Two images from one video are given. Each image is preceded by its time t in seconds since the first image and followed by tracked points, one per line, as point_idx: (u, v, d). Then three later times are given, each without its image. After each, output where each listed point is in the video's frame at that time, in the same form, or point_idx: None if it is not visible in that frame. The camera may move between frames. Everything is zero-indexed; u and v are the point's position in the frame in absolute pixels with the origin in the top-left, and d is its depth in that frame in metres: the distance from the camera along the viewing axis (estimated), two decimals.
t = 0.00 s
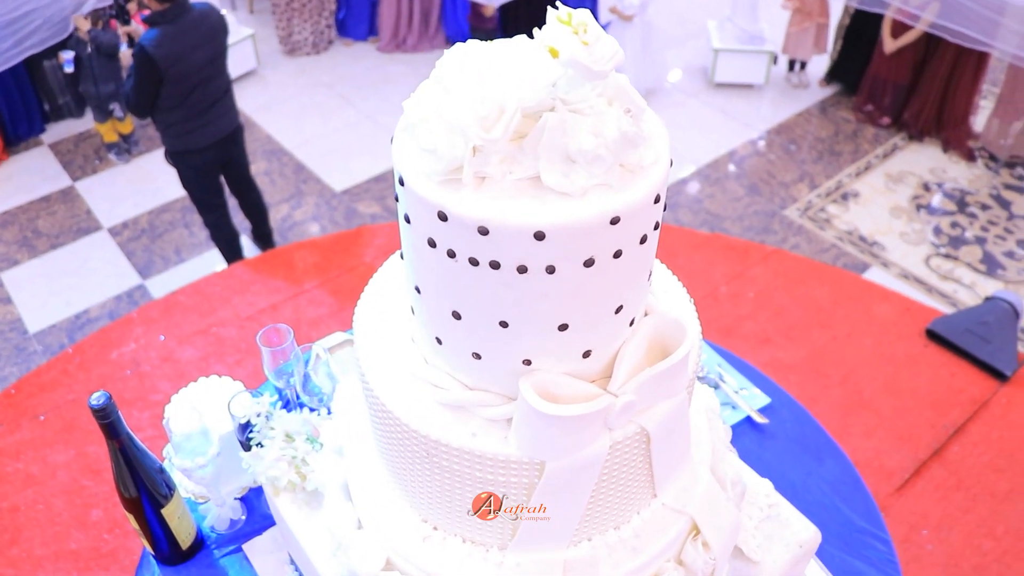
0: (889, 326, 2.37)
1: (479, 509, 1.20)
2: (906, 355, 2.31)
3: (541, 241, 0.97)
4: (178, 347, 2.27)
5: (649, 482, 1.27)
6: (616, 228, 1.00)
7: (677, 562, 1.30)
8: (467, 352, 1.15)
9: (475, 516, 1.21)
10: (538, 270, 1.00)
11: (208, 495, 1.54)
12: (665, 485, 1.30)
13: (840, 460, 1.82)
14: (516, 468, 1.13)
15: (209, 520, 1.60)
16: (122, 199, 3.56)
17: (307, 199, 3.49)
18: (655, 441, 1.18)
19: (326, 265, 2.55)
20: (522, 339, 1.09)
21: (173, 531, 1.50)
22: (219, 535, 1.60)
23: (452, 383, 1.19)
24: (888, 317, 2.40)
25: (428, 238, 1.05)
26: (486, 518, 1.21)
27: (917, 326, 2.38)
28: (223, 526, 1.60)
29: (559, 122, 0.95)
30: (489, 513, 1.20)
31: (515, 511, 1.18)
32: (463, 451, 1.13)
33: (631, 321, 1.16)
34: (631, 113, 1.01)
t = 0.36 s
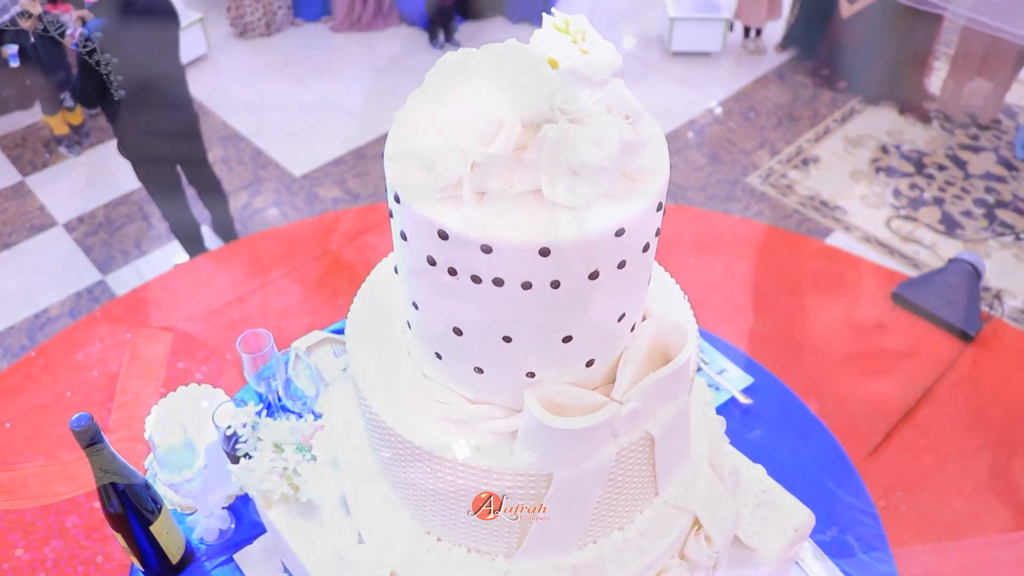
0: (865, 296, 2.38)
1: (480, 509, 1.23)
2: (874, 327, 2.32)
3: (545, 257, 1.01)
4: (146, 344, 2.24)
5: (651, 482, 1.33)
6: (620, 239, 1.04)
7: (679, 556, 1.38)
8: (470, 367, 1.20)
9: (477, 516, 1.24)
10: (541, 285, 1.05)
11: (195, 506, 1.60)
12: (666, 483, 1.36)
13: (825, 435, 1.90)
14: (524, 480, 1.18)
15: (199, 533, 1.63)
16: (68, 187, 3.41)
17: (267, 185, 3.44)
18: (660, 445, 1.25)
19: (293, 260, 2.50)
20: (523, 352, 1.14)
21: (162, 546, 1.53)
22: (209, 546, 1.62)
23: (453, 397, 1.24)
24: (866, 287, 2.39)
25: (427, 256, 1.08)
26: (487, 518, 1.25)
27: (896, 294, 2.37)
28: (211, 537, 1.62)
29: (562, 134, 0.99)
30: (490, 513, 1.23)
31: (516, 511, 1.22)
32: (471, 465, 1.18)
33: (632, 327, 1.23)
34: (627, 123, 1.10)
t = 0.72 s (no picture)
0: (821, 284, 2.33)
1: (480, 509, 1.29)
2: (821, 326, 2.26)
3: (560, 278, 1.07)
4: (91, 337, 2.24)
5: (657, 483, 1.44)
6: (633, 256, 1.11)
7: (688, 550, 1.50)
8: (479, 385, 1.26)
9: (477, 515, 1.29)
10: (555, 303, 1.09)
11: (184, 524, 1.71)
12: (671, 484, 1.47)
13: (800, 419, 2.09)
14: (540, 493, 1.25)
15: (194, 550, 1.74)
16: (10, 187, 3.23)
17: (221, 176, 3.24)
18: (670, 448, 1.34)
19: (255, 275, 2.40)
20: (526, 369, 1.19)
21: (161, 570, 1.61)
22: (205, 561, 1.74)
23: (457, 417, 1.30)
24: (819, 284, 2.33)
25: (435, 281, 1.14)
26: (487, 517, 1.30)
27: (849, 294, 2.30)
28: (206, 552, 1.74)
29: (574, 151, 1.08)
30: (490, 512, 1.29)
31: (515, 510, 1.28)
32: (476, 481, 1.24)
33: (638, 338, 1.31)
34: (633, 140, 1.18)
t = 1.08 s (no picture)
0: (764, 271, 1.79)
1: (480, 509, 1.45)
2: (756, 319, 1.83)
3: (569, 266, 1.23)
4: (11, 331, 1.65)
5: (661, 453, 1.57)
6: (639, 239, 1.27)
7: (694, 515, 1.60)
8: (485, 375, 1.36)
9: (478, 515, 1.46)
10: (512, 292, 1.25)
11: (173, 529, 1.54)
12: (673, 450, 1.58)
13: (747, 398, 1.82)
14: (553, 482, 1.40)
15: (182, 554, 1.53)
16: None
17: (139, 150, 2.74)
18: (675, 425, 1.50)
19: (225, 282, 1.70)
20: (486, 359, 1.33)
21: None
22: (198, 565, 1.54)
23: (410, 409, 1.43)
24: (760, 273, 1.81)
25: (441, 277, 1.26)
26: (487, 516, 1.47)
27: (789, 285, 1.79)
28: (198, 556, 1.55)
29: (572, 148, 1.24)
30: (490, 513, 1.45)
31: (514, 510, 1.44)
32: (420, 459, 1.42)
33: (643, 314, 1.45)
34: (629, 123, 1.30)
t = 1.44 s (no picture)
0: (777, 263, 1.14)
1: (479, 504, 1.08)
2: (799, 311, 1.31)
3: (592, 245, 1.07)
4: None
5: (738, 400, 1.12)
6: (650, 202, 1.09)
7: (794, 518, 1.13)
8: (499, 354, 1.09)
9: (476, 513, 1.07)
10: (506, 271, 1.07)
11: (164, 525, 1.05)
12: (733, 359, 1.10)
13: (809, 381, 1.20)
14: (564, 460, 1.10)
15: (175, 550, 1.04)
16: None
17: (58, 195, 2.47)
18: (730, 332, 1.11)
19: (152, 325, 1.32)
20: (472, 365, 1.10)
21: None
22: (194, 566, 1.04)
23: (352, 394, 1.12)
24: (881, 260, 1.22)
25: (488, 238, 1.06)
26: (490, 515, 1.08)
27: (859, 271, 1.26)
28: (194, 552, 1.04)
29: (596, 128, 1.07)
30: (492, 512, 1.07)
31: (519, 506, 1.08)
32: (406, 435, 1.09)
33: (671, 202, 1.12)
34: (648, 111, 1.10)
